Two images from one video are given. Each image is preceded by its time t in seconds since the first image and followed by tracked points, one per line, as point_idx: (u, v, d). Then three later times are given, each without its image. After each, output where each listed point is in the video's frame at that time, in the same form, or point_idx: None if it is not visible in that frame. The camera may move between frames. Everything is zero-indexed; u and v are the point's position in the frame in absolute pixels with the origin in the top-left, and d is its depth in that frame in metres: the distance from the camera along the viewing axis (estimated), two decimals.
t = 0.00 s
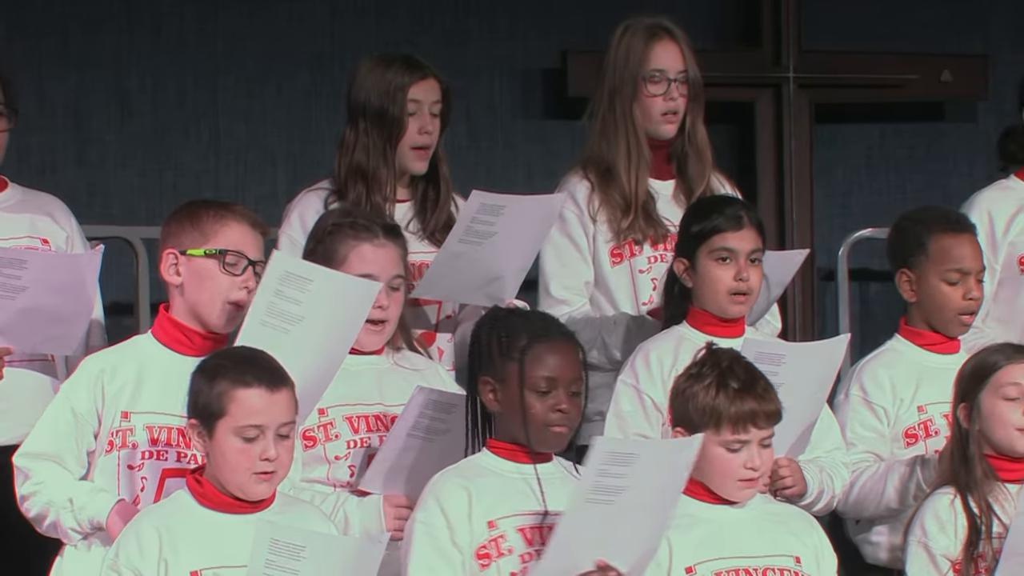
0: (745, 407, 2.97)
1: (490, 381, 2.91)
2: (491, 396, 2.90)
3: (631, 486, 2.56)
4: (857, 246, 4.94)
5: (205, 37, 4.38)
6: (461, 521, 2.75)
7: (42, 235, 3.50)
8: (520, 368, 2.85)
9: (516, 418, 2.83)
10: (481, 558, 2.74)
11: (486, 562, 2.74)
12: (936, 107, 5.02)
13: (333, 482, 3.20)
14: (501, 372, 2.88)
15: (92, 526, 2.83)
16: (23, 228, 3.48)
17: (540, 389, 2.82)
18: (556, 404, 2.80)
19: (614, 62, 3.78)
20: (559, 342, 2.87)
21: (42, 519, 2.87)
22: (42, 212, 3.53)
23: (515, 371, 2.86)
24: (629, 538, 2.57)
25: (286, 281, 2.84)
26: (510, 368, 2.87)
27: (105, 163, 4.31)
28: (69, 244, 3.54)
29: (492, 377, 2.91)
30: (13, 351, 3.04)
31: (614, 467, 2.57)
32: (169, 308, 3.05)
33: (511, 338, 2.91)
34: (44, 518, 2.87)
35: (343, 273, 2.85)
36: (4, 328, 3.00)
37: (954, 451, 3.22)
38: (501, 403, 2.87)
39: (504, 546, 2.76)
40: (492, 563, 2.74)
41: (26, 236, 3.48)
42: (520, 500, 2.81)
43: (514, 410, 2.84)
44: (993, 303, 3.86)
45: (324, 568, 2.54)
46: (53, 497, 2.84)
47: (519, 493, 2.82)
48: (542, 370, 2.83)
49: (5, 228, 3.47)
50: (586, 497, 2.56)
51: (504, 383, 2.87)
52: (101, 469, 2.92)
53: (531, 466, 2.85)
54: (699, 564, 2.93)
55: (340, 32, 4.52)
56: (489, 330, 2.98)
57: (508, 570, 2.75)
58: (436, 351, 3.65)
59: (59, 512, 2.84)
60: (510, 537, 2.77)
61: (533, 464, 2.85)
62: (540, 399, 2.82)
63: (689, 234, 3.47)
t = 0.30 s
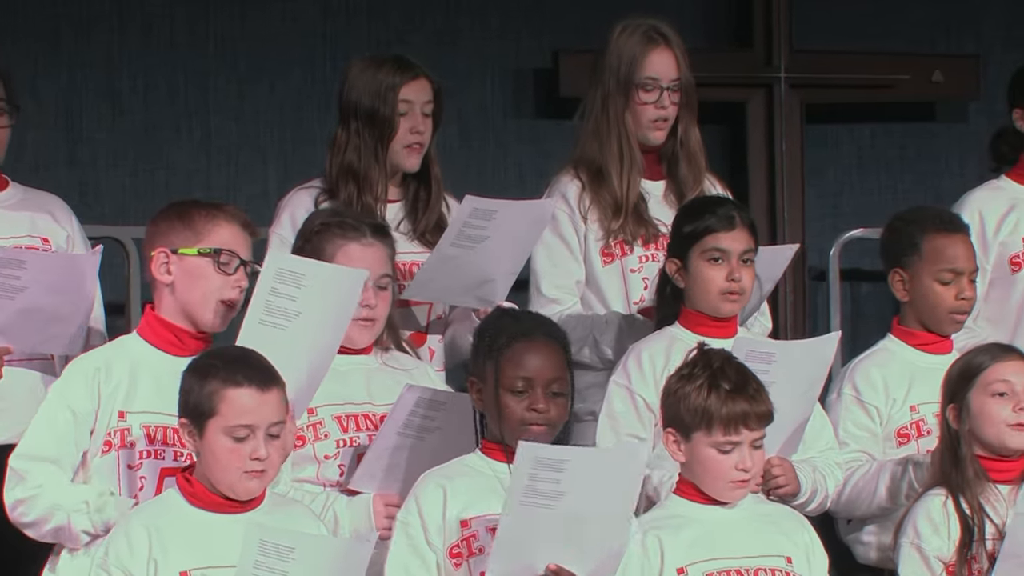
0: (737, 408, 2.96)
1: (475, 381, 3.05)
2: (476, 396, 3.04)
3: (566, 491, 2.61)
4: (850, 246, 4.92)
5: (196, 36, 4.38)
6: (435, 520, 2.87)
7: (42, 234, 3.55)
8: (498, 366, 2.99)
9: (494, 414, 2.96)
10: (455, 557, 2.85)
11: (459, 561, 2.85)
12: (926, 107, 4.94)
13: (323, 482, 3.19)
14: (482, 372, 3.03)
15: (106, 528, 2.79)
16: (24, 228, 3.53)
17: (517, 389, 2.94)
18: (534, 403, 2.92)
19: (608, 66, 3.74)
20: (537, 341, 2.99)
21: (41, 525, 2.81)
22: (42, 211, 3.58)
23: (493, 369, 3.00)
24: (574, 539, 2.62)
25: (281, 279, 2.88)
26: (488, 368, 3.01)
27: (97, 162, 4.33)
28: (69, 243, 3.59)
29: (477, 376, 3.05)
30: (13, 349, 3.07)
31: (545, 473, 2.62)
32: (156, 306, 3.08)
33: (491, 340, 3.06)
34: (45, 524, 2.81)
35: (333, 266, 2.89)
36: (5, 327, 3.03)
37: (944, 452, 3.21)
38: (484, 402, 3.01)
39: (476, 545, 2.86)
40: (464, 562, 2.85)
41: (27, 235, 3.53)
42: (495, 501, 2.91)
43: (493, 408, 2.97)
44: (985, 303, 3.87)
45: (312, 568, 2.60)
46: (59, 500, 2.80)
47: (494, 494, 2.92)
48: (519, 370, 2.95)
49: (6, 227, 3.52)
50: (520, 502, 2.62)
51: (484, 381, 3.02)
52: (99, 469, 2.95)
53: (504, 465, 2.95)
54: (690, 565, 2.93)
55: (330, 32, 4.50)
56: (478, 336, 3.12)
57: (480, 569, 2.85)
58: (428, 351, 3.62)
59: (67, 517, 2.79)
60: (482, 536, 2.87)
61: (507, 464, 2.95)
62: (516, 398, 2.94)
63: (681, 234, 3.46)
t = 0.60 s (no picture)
0: (724, 409, 2.97)
1: (460, 378, 3.04)
2: (461, 394, 3.03)
3: (583, 499, 2.66)
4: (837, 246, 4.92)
5: (183, 37, 4.37)
6: (426, 521, 2.86)
7: (40, 233, 3.52)
8: (486, 363, 2.98)
9: (483, 411, 2.95)
10: (447, 557, 2.84)
11: (451, 561, 2.84)
12: (913, 107, 4.95)
13: (309, 482, 3.18)
14: (468, 368, 3.02)
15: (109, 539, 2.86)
16: (22, 227, 3.50)
17: (505, 384, 2.94)
18: (522, 398, 2.93)
19: (598, 67, 3.73)
20: (527, 338, 3.00)
21: (45, 537, 2.85)
22: (42, 210, 3.55)
23: (480, 366, 3.00)
24: (585, 546, 2.67)
25: (279, 278, 2.88)
26: (474, 365, 3.01)
27: (83, 163, 4.31)
28: (68, 242, 3.57)
29: (461, 373, 3.04)
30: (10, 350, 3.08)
31: (564, 481, 2.66)
32: (141, 307, 3.08)
33: (478, 336, 3.05)
34: (48, 536, 2.84)
35: (329, 265, 2.89)
36: None
37: (931, 452, 3.20)
38: (469, 399, 3.00)
39: (469, 545, 2.87)
40: (457, 562, 2.84)
41: (25, 235, 3.50)
42: (486, 502, 2.91)
43: (480, 405, 2.96)
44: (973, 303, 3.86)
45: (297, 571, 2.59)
46: (61, 514, 2.83)
47: (484, 494, 2.92)
48: (508, 365, 2.96)
49: (5, 227, 3.49)
50: (536, 509, 2.65)
51: (470, 378, 3.01)
52: (93, 475, 2.97)
53: (496, 466, 2.95)
54: (678, 566, 2.92)
55: (318, 33, 4.48)
56: (458, 332, 3.11)
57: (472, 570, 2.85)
58: (417, 352, 3.61)
59: (70, 528, 2.83)
60: (474, 536, 2.88)
61: (498, 464, 2.95)
62: (505, 393, 2.94)
63: (668, 234, 3.45)
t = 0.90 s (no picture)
0: (707, 407, 2.94)
1: (438, 376, 2.92)
2: (438, 393, 2.91)
3: (577, 496, 2.62)
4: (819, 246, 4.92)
5: (164, 37, 4.33)
6: (410, 522, 2.80)
7: (34, 233, 3.49)
8: (469, 362, 2.88)
9: (466, 411, 2.85)
10: (432, 559, 2.79)
11: (436, 563, 2.79)
12: (894, 107, 4.97)
13: (290, 482, 3.17)
14: (451, 367, 2.90)
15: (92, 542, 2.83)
16: (15, 227, 3.47)
17: (489, 383, 2.84)
18: (505, 398, 2.83)
19: (584, 67, 3.72)
20: (508, 339, 2.91)
21: (29, 542, 2.82)
22: (39, 210, 3.53)
23: (464, 365, 2.88)
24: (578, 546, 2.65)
25: (258, 279, 2.84)
26: (458, 363, 2.89)
27: (64, 162, 4.27)
28: (63, 241, 3.53)
29: (440, 372, 2.92)
30: None
31: (558, 477, 2.62)
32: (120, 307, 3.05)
33: (460, 334, 2.94)
34: (32, 539, 2.82)
35: (308, 265, 2.85)
36: None
37: (919, 452, 3.21)
38: (450, 399, 2.89)
39: (454, 546, 2.82)
40: (442, 563, 2.80)
41: (18, 234, 3.46)
42: (471, 502, 2.86)
43: (463, 404, 2.86)
44: (955, 303, 3.87)
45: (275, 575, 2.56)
46: (42, 517, 2.81)
47: (470, 494, 2.87)
48: (491, 365, 2.85)
49: None
50: (531, 507, 2.60)
51: (452, 378, 2.89)
52: (75, 477, 2.94)
53: (483, 466, 2.90)
54: (661, 566, 2.91)
55: (299, 32, 4.46)
56: (434, 327, 2.99)
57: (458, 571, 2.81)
58: (399, 352, 3.58)
59: (50, 530, 2.81)
60: (460, 537, 2.83)
61: (484, 465, 2.89)
62: (490, 392, 2.84)
63: (647, 235, 3.42)
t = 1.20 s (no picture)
0: (691, 407, 2.92)
1: (412, 377, 2.92)
2: (412, 394, 2.91)
3: (543, 495, 2.62)
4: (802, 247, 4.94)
5: (149, 36, 4.33)
6: (380, 525, 2.79)
7: (32, 232, 3.52)
8: (444, 365, 2.87)
9: (439, 415, 2.85)
10: (403, 561, 2.78)
11: (407, 565, 2.78)
12: (877, 107, 4.97)
13: (273, 483, 3.15)
14: (425, 369, 2.89)
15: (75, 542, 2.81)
16: (13, 225, 3.50)
17: (462, 388, 2.84)
18: (477, 403, 2.83)
19: (571, 68, 3.72)
20: (483, 342, 2.90)
21: (13, 542, 2.80)
22: (37, 209, 3.55)
23: (438, 368, 2.87)
24: (545, 542, 2.65)
25: (247, 286, 2.83)
26: (432, 366, 2.88)
27: (49, 162, 4.29)
28: (62, 240, 3.55)
29: (414, 373, 2.91)
30: None
31: (524, 476, 2.61)
32: (105, 308, 3.03)
33: (436, 335, 2.92)
34: (17, 539, 2.79)
35: (297, 269, 2.85)
36: None
37: (907, 452, 3.21)
38: (423, 401, 2.89)
39: (424, 548, 2.81)
40: (414, 566, 2.78)
41: (15, 233, 3.49)
42: (439, 503, 2.85)
43: (434, 407, 2.86)
44: (939, 303, 3.91)
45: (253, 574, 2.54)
46: (25, 518, 2.78)
47: (439, 497, 2.86)
48: (465, 369, 2.85)
49: None
50: (497, 506, 2.59)
51: (425, 380, 2.89)
52: (60, 477, 2.92)
53: (452, 468, 2.89)
54: (647, 566, 2.89)
55: (284, 32, 4.44)
56: (412, 327, 2.98)
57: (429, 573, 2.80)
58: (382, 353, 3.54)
59: (31, 531, 2.78)
60: (430, 539, 2.82)
61: (453, 468, 2.88)
62: (463, 397, 2.84)
63: (630, 234, 3.39)
